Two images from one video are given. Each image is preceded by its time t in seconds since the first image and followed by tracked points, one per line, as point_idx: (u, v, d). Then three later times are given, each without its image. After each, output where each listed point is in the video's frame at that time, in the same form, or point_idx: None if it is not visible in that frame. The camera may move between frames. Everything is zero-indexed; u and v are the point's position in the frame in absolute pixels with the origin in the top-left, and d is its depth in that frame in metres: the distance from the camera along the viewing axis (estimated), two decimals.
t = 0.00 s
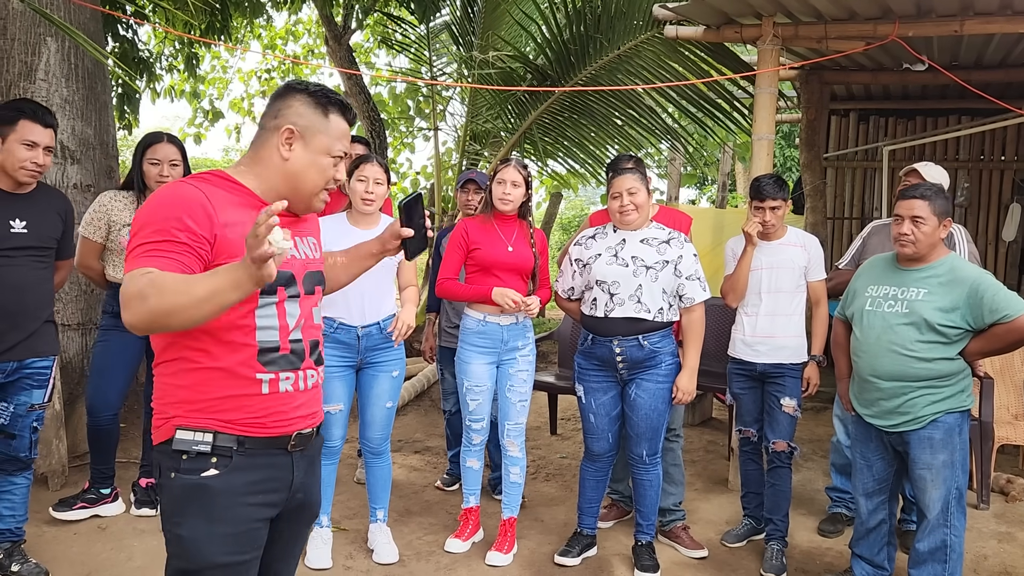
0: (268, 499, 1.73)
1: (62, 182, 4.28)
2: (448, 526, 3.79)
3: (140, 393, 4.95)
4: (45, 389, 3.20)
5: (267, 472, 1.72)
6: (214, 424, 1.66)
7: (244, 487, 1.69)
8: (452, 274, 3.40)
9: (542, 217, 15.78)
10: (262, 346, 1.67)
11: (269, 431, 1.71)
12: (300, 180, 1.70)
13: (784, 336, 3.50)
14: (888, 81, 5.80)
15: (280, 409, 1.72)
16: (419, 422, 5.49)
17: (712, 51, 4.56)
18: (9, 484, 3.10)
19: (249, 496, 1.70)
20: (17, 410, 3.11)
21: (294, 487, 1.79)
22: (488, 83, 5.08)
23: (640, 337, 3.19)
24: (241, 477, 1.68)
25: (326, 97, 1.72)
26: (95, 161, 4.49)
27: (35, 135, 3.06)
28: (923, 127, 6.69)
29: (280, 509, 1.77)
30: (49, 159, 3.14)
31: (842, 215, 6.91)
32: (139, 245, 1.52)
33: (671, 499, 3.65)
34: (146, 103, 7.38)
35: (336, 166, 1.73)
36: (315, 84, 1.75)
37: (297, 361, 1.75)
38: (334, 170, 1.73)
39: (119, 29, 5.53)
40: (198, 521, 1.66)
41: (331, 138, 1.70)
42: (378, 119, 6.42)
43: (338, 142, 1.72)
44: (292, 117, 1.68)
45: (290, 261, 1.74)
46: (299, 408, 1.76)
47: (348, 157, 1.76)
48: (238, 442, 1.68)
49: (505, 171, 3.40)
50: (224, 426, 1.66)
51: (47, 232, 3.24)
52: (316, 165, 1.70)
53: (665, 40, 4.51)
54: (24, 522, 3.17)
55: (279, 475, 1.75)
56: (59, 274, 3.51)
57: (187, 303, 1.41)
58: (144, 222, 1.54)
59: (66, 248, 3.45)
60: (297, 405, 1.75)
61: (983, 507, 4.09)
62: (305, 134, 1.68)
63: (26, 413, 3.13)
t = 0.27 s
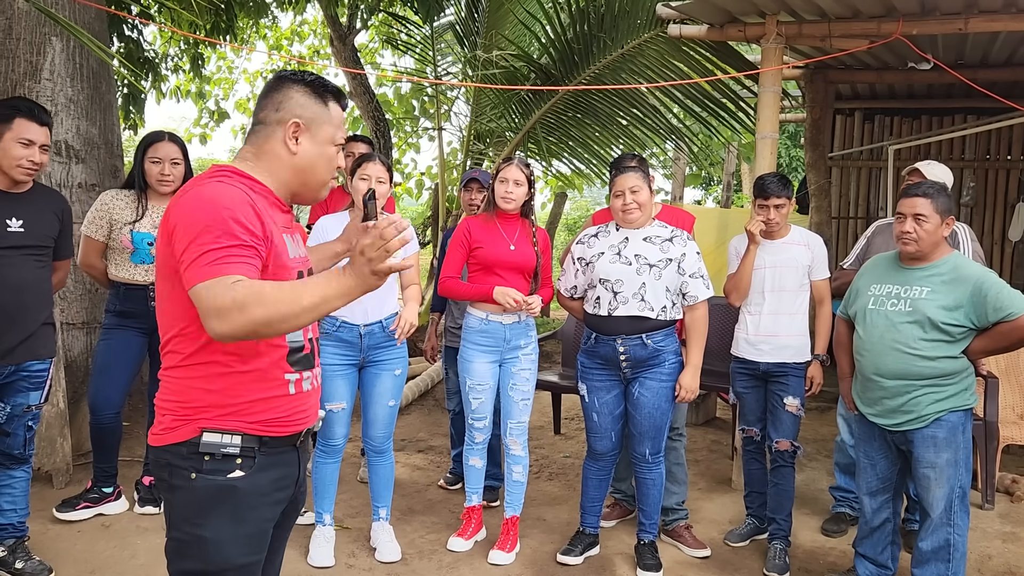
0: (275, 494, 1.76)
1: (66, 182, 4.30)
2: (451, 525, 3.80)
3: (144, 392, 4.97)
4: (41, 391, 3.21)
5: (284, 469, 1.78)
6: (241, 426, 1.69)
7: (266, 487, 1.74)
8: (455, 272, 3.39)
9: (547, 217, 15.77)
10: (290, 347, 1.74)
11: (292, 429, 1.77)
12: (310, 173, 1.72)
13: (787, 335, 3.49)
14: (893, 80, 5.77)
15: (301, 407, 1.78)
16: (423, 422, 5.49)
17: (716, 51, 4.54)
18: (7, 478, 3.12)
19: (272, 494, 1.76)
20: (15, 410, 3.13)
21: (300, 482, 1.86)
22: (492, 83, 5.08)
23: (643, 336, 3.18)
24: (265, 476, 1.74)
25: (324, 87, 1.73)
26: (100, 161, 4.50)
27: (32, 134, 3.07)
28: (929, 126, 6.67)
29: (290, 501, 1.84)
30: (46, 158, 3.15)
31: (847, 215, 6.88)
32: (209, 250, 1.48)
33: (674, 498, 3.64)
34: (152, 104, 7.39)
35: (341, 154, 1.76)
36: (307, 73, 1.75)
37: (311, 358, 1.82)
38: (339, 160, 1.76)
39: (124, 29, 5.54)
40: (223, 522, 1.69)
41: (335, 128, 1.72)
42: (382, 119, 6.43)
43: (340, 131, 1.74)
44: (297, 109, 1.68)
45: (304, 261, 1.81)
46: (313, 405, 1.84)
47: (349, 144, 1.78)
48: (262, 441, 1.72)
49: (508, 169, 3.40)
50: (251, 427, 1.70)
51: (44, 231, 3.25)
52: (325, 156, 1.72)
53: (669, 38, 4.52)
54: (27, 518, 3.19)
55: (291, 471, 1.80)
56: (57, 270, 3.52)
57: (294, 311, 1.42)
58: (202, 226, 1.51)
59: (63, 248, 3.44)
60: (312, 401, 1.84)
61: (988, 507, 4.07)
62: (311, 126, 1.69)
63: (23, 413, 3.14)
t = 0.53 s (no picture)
0: (284, 494, 1.78)
1: (68, 181, 4.31)
2: (451, 524, 3.80)
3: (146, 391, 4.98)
4: (43, 389, 3.21)
5: (291, 469, 1.80)
6: (255, 426, 1.70)
7: (278, 487, 1.76)
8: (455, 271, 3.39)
9: (549, 217, 15.76)
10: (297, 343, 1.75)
11: (301, 424, 1.80)
12: (290, 162, 1.70)
13: (787, 334, 3.49)
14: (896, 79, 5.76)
15: (307, 403, 1.81)
16: (424, 421, 5.50)
17: (717, 50, 4.54)
18: (9, 475, 3.13)
19: (283, 493, 1.78)
20: (16, 407, 3.13)
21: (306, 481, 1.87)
22: (493, 82, 5.08)
23: (644, 335, 3.18)
24: (278, 476, 1.76)
25: (292, 71, 1.69)
26: (102, 160, 4.51)
27: (29, 134, 3.08)
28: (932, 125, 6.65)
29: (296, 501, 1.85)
30: (42, 157, 3.16)
31: (850, 214, 6.87)
32: (270, 249, 1.53)
33: (674, 498, 3.64)
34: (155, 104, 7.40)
35: (320, 138, 1.72)
36: (275, 58, 1.72)
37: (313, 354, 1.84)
38: (318, 142, 1.72)
39: (126, 29, 5.55)
40: (238, 526, 1.70)
41: (306, 112, 1.69)
42: (384, 119, 6.43)
43: (314, 113, 1.71)
44: (263, 100, 1.67)
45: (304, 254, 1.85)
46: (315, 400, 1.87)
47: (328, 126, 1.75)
48: (274, 441, 1.73)
49: (509, 168, 3.40)
50: (264, 427, 1.71)
51: (43, 230, 3.26)
52: (299, 143, 1.70)
53: (671, 38, 4.53)
54: (28, 516, 3.20)
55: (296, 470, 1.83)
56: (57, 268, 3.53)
57: (355, 306, 1.55)
58: (249, 224, 1.54)
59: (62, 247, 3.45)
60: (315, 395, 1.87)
61: (990, 507, 4.06)
62: (281, 115, 1.67)
63: (23, 411, 3.15)
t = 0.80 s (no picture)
0: (277, 500, 1.72)
1: (69, 181, 4.31)
2: (451, 523, 3.80)
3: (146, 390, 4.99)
4: (46, 389, 3.22)
5: (286, 475, 1.74)
6: (243, 428, 1.65)
7: (269, 492, 1.70)
8: (454, 271, 3.40)
9: (550, 217, 15.80)
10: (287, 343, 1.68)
11: (295, 429, 1.74)
12: (264, 154, 1.62)
13: (786, 334, 3.49)
14: (896, 79, 5.77)
15: (301, 407, 1.75)
16: (425, 421, 5.50)
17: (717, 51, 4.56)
18: (10, 474, 3.14)
19: (275, 500, 1.71)
20: (18, 406, 3.14)
21: (304, 487, 1.81)
22: (493, 82, 5.08)
23: (643, 335, 3.18)
24: (269, 481, 1.70)
25: (247, 61, 1.60)
26: (103, 160, 4.52)
27: (26, 133, 3.08)
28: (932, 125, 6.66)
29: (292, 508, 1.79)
30: (40, 157, 3.17)
31: (850, 214, 6.86)
32: (203, 243, 1.45)
33: (673, 498, 3.64)
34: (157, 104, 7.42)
35: (290, 124, 1.63)
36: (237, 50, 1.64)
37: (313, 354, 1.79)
38: (289, 128, 1.62)
39: (128, 30, 5.56)
40: (227, 531, 1.65)
41: (268, 99, 1.60)
42: (385, 119, 6.44)
43: (278, 98, 1.61)
44: (223, 97, 1.60)
45: (300, 252, 1.75)
46: (312, 405, 1.81)
47: (300, 110, 1.64)
48: (265, 445, 1.68)
49: (509, 168, 3.40)
50: (253, 429, 1.66)
51: (43, 229, 3.27)
52: (266, 134, 1.61)
53: (671, 38, 4.54)
54: (28, 516, 3.21)
55: (293, 477, 1.76)
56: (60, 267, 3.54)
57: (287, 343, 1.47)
58: (194, 217, 1.47)
59: (65, 246, 3.46)
60: (313, 400, 1.81)
61: (989, 507, 4.06)
62: (242, 109, 1.60)
63: (26, 410, 3.15)
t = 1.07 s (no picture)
0: (256, 501, 1.64)
1: (69, 181, 4.32)
2: (451, 524, 3.80)
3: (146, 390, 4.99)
4: (44, 389, 3.23)
5: (269, 478, 1.66)
6: (219, 427, 1.59)
7: (247, 493, 1.62)
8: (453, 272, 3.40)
9: (550, 218, 15.83)
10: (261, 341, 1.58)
11: (273, 433, 1.64)
12: (255, 150, 1.60)
13: (785, 335, 3.49)
14: (896, 80, 5.77)
15: (281, 410, 1.65)
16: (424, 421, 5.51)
17: (717, 51, 4.58)
18: (10, 474, 3.15)
19: (252, 502, 1.63)
20: (18, 406, 3.14)
21: (293, 494, 1.71)
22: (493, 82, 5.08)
23: (642, 335, 3.18)
24: (245, 483, 1.62)
25: (230, 61, 1.60)
26: (103, 161, 4.53)
27: (27, 134, 3.09)
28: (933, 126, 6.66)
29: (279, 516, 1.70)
30: (42, 157, 3.17)
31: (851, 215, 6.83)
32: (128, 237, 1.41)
33: (672, 498, 3.65)
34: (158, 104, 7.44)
35: (278, 115, 1.60)
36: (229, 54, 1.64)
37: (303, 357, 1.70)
38: (278, 119, 1.60)
39: (128, 30, 5.58)
40: (213, 533, 1.60)
41: (252, 94, 1.58)
42: (386, 120, 6.45)
43: (264, 91, 1.59)
44: (214, 100, 1.60)
45: (291, 252, 1.65)
46: (298, 411, 1.70)
47: (288, 102, 1.62)
48: (241, 446, 1.60)
49: (508, 169, 3.41)
50: (229, 428, 1.59)
51: (43, 229, 3.27)
52: (254, 128, 1.59)
53: (671, 38, 4.56)
54: (28, 516, 3.21)
55: (279, 481, 1.68)
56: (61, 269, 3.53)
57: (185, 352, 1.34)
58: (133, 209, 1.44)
59: (66, 247, 3.46)
60: (299, 405, 1.71)
61: (989, 507, 4.06)
62: (229, 107, 1.59)
63: (26, 410, 3.16)
